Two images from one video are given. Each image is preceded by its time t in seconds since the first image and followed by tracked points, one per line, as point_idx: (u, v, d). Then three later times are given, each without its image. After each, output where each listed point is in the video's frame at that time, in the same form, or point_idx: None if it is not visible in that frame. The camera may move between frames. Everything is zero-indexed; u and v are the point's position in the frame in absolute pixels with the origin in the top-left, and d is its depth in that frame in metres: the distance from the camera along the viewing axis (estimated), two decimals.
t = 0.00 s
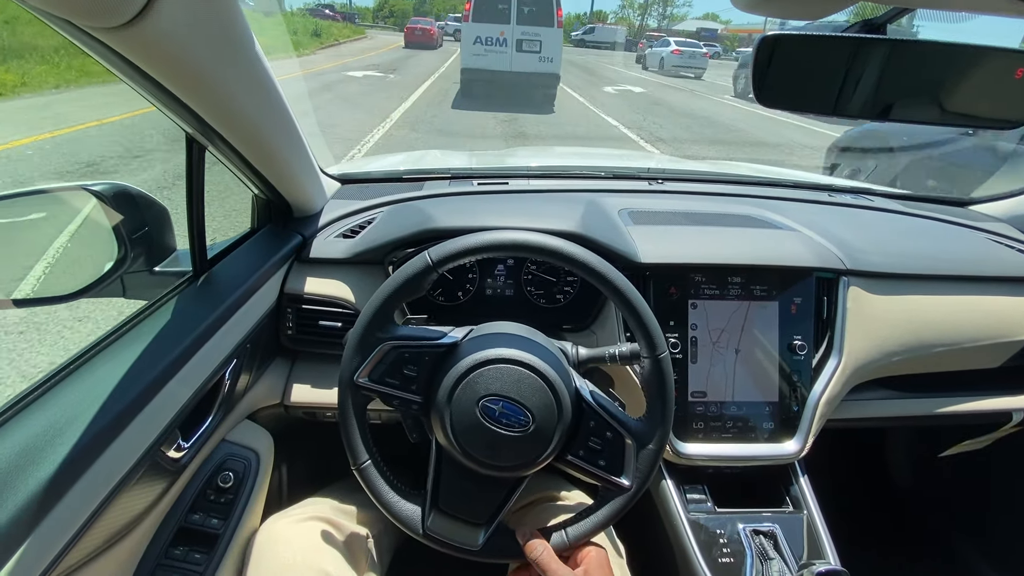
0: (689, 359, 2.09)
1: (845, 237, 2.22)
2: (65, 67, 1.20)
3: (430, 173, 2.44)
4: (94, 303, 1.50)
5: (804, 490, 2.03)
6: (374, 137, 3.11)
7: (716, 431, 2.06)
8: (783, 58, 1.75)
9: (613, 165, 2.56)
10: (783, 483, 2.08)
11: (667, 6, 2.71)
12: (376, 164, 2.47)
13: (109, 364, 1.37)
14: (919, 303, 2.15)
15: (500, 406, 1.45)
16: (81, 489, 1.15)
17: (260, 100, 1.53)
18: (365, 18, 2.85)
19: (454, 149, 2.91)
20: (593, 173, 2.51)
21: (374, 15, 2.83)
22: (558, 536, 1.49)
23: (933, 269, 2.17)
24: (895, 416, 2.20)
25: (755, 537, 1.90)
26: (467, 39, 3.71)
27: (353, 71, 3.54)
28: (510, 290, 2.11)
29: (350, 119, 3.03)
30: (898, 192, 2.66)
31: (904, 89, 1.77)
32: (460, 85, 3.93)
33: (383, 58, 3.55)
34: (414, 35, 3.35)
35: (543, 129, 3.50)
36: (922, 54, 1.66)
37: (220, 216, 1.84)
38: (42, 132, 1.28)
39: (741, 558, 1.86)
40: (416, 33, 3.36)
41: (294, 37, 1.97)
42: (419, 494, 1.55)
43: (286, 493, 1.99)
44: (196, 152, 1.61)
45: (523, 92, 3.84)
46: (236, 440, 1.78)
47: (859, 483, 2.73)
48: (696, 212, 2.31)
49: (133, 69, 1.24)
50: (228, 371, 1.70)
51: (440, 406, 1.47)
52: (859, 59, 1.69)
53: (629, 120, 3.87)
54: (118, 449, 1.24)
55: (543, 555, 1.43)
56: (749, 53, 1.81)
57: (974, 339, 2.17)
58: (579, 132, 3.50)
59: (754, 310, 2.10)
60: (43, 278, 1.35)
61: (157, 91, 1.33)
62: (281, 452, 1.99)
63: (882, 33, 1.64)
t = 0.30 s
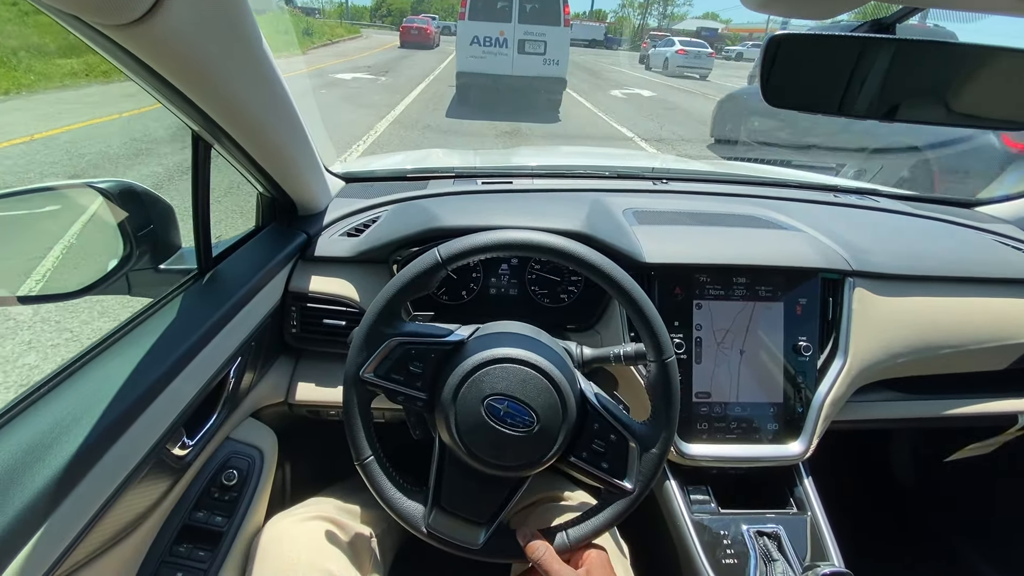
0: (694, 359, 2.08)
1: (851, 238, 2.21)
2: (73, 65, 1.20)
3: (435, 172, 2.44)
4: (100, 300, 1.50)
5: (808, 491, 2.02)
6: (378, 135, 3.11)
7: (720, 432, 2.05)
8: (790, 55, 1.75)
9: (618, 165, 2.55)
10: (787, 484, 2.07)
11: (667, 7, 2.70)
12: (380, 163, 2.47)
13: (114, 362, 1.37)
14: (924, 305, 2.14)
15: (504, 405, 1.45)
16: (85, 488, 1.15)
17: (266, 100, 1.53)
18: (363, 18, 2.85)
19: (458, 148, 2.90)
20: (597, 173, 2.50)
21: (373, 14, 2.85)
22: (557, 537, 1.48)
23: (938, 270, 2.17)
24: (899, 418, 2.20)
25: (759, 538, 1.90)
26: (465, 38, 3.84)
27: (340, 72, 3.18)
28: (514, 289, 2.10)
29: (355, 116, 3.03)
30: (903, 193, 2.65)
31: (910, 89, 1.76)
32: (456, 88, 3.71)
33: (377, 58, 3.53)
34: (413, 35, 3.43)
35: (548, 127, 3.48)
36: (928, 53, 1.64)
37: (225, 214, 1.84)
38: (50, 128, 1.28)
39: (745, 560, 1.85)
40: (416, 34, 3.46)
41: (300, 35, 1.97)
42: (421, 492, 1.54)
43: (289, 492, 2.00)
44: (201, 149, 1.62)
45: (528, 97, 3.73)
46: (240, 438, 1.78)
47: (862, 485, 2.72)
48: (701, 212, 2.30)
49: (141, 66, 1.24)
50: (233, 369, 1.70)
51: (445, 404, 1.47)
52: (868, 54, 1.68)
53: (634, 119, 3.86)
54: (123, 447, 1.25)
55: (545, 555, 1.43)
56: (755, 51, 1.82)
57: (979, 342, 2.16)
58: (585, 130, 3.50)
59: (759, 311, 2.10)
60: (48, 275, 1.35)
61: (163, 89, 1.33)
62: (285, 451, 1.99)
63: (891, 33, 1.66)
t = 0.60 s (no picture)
0: (693, 353, 2.10)
1: (851, 234, 2.22)
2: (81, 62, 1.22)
3: (437, 167, 2.46)
4: (106, 292, 1.53)
5: (806, 484, 2.04)
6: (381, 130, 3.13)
7: (718, 425, 2.07)
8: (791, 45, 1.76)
9: (619, 160, 2.57)
10: (785, 477, 2.09)
11: (667, 5, 2.72)
12: (383, 157, 2.48)
13: (121, 352, 1.40)
14: (922, 301, 2.15)
15: (506, 397, 1.47)
16: (96, 472, 1.18)
17: (272, 93, 1.55)
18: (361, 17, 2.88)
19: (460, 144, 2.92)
20: (598, 168, 2.52)
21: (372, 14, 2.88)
22: (587, 512, 1.52)
23: (937, 266, 2.18)
24: (896, 412, 2.21)
25: (756, 530, 1.92)
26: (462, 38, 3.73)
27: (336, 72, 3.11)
28: (514, 283, 2.12)
29: (357, 111, 3.05)
30: (903, 190, 2.66)
31: (910, 87, 1.77)
32: (454, 91, 3.63)
33: (372, 59, 3.39)
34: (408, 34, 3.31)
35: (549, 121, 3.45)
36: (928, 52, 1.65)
37: (228, 208, 1.86)
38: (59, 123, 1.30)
39: (742, 551, 1.88)
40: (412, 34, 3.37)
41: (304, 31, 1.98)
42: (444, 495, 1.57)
43: (292, 484, 2.03)
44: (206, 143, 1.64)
45: (521, 100, 3.54)
46: (244, 429, 1.80)
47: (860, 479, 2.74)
48: (701, 207, 2.32)
49: (150, 60, 1.26)
50: (237, 361, 1.72)
51: (449, 407, 1.49)
52: (868, 51, 1.69)
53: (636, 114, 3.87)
54: (131, 435, 1.27)
55: (576, 523, 1.48)
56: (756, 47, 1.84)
57: (977, 337, 2.18)
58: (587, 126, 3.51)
59: (758, 306, 2.12)
60: (53, 268, 1.38)
61: (171, 82, 1.35)
62: (287, 443, 2.01)
63: (891, 27, 1.69)
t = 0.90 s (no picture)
0: (691, 351, 2.11)
1: (849, 233, 2.23)
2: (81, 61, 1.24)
3: (437, 166, 2.47)
4: (109, 290, 1.54)
5: (804, 482, 2.06)
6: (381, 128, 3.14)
7: (717, 423, 2.08)
8: (790, 49, 1.78)
9: (618, 159, 2.57)
10: (783, 474, 2.10)
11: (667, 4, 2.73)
12: (383, 156, 2.49)
13: (123, 349, 1.41)
14: (920, 299, 2.16)
15: (505, 396, 1.48)
16: (100, 468, 1.19)
17: (272, 91, 1.55)
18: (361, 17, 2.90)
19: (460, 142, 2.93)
20: (598, 167, 2.52)
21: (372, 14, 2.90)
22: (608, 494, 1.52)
23: (935, 265, 2.19)
24: (893, 410, 2.23)
25: (754, 526, 1.94)
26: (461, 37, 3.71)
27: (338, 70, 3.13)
28: (514, 281, 2.13)
29: (357, 110, 3.06)
30: (902, 188, 2.67)
31: (908, 87, 1.78)
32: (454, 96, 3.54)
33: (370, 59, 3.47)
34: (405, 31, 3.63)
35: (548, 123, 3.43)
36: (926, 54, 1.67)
37: (228, 207, 1.87)
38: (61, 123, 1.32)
39: (741, 547, 1.89)
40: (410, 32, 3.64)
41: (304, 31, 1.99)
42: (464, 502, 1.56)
43: (293, 481, 2.04)
44: (207, 142, 1.65)
45: (525, 104, 3.43)
46: (245, 425, 1.81)
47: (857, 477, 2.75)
48: (700, 206, 2.33)
49: (151, 59, 1.26)
50: (238, 358, 1.73)
51: (452, 414, 1.50)
52: (864, 57, 1.70)
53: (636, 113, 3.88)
54: (133, 432, 1.28)
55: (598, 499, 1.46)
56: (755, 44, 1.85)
57: (974, 335, 2.19)
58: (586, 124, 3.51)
59: (756, 304, 2.13)
60: (52, 265, 1.39)
61: (169, 81, 1.36)
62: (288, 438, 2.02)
63: (888, 28, 1.58)
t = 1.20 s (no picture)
0: (697, 351, 2.08)
1: (857, 231, 2.19)
2: (78, 57, 1.20)
3: (438, 163, 2.44)
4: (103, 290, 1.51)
5: (812, 484, 2.02)
6: (381, 127, 3.10)
7: (723, 424, 2.05)
8: (796, 42, 1.74)
9: (622, 156, 2.53)
10: (790, 476, 2.07)
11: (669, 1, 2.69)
12: (383, 154, 2.46)
13: (118, 351, 1.37)
14: (930, 297, 2.12)
15: (508, 397, 1.44)
16: (92, 472, 1.16)
17: (269, 85, 1.52)
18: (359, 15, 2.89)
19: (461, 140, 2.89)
20: (601, 164, 2.48)
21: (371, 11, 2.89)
22: (612, 500, 1.48)
23: (944, 263, 2.15)
24: (903, 410, 2.19)
25: (763, 530, 1.90)
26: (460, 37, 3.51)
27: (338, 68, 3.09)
28: (517, 280, 2.10)
29: (357, 108, 3.02)
30: (909, 186, 2.63)
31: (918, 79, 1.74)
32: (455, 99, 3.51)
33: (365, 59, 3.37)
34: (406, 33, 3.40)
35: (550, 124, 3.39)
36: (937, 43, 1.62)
37: (226, 206, 1.84)
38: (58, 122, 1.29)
39: (749, 551, 1.85)
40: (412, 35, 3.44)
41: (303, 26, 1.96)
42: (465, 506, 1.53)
43: (293, 484, 2.00)
44: (204, 138, 1.61)
45: (527, 104, 3.40)
46: (243, 428, 1.78)
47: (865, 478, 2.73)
48: (704, 204, 2.29)
49: (144, 51, 1.23)
50: (236, 359, 1.70)
51: (455, 415, 1.47)
52: (872, 47, 1.65)
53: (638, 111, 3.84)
54: (126, 435, 1.25)
55: (597, 515, 1.42)
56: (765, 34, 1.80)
57: (985, 334, 2.15)
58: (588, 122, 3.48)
59: (763, 303, 2.09)
60: (48, 266, 1.35)
61: (164, 75, 1.32)
62: (287, 441, 1.99)
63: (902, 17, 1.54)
